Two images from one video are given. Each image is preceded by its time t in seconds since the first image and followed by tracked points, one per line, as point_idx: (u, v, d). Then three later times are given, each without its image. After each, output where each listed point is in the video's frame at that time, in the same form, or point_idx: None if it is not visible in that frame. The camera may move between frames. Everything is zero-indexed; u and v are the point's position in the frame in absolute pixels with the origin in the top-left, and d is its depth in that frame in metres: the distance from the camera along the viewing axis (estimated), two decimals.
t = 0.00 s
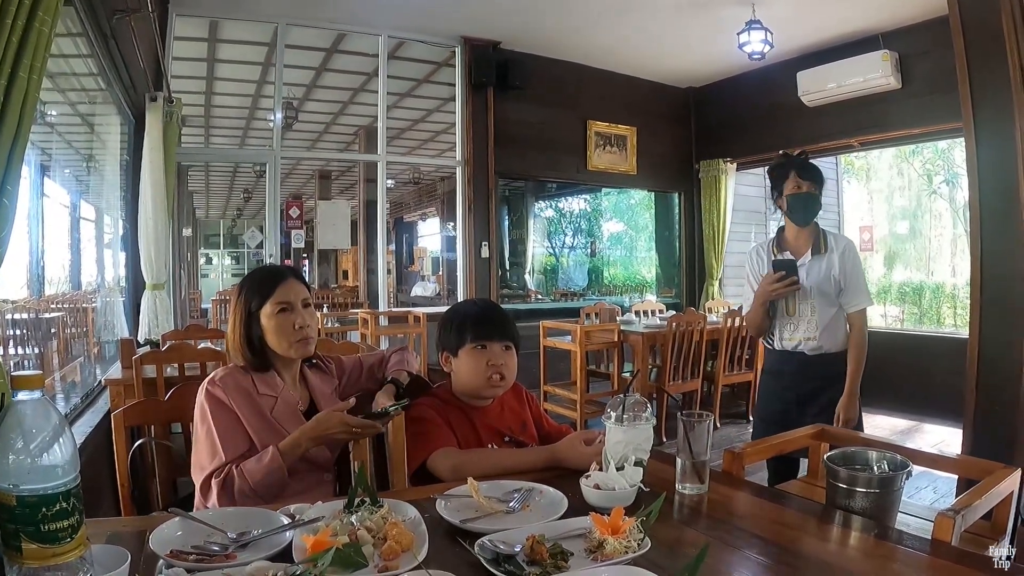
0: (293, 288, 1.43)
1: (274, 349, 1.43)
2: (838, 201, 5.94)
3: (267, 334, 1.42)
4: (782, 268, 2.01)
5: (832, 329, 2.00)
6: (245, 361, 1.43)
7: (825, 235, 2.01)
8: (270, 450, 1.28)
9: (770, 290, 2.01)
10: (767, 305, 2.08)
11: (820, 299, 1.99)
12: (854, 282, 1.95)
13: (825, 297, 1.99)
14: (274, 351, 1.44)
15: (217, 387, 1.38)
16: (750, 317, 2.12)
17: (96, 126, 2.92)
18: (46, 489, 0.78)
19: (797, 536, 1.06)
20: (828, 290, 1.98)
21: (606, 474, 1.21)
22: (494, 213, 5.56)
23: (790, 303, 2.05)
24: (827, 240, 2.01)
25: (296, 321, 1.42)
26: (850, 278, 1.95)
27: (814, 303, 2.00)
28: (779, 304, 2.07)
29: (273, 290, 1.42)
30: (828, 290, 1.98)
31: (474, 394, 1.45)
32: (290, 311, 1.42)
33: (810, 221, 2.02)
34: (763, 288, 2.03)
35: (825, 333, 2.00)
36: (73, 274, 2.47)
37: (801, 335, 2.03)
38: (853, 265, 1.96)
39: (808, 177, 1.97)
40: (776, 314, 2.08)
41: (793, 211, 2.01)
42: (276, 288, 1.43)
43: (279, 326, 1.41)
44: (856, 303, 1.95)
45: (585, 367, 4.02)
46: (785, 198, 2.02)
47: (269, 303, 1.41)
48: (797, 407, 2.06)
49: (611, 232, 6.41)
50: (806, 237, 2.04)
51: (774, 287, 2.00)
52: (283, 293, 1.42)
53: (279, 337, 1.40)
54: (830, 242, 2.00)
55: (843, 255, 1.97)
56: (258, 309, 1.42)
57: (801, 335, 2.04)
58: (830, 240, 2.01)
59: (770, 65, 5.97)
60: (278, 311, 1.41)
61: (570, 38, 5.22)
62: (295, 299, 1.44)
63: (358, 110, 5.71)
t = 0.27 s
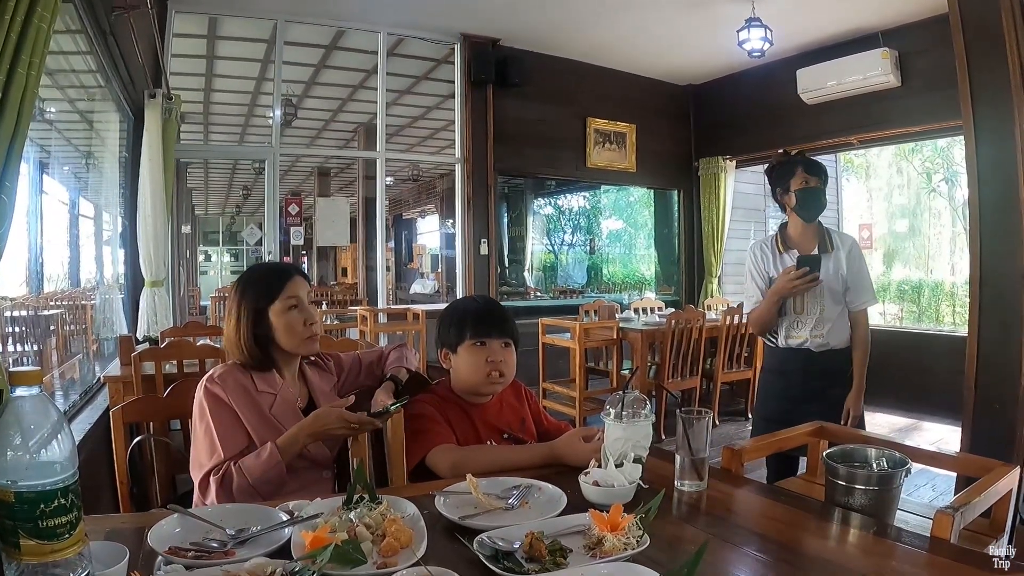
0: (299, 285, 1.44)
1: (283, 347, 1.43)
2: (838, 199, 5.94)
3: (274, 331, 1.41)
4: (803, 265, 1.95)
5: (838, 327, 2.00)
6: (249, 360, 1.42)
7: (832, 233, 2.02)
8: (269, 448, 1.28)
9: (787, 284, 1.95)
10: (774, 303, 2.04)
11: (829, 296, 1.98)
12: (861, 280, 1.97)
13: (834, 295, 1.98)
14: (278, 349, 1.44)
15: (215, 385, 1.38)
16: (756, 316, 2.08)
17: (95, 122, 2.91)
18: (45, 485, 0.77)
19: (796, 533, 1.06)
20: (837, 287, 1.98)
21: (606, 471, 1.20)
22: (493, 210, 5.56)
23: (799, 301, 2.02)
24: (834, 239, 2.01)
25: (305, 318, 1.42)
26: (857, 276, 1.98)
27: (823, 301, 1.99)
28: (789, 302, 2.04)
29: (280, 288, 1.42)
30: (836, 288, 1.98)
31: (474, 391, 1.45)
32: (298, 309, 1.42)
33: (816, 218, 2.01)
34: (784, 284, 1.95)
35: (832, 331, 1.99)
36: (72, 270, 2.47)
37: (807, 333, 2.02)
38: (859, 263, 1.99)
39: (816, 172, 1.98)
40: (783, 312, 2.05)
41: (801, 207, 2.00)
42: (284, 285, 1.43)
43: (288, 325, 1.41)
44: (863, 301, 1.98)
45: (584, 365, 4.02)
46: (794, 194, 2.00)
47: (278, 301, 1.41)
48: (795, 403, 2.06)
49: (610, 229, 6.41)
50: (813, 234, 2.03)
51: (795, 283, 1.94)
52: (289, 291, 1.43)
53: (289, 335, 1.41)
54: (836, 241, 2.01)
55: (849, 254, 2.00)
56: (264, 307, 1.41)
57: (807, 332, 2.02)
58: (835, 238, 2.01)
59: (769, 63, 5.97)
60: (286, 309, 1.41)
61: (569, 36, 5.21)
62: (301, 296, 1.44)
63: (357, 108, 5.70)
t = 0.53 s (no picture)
0: (301, 284, 1.45)
1: (288, 345, 1.44)
2: (836, 197, 5.94)
3: (279, 331, 1.42)
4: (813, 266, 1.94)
5: (838, 326, 2.00)
6: (252, 361, 1.41)
7: (833, 232, 2.02)
8: (266, 449, 1.28)
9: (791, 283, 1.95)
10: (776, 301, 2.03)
11: (830, 295, 1.98)
12: (861, 280, 1.98)
13: (834, 294, 1.99)
14: (280, 348, 1.45)
15: (212, 386, 1.38)
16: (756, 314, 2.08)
17: (92, 122, 2.91)
18: (41, 486, 0.77)
19: (794, 531, 1.06)
20: (838, 286, 1.98)
21: (603, 470, 1.20)
22: (491, 210, 5.56)
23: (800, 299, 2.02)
24: (835, 238, 2.01)
25: (309, 316, 1.45)
26: (857, 275, 1.98)
27: (824, 300, 1.99)
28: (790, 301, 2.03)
29: (282, 287, 1.43)
30: (837, 287, 1.98)
31: (472, 391, 1.45)
32: (302, 308, 1.44)
33: (817, 218, 2.02)
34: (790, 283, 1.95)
35: (832, 329, 1.99)
36: (69, 271, 2.47)
37: (806, 332, 2.02)
38: (859, 263, 1.99)
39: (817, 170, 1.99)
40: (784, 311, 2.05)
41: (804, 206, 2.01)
42: (286, 285, 1.44)
43: (294, 324, 1.42)
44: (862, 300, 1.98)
45: (582, 363, 4.02)
46: (795, 194, 2.00)
47: (282, 301, 1.42)
48: (792, 401, 2.06)
49: (608, 228, 6.41)
50: (815, 233, 2.03)
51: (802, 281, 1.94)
52: (292, 290, 1.44)
53: (296, 334, 1.42)
54: (837, 240, 2.01)
55: (850, 252, 1.99)
56: (269, 309, 1.41)
57: (807, 331, 2.02)
58: (836, 237, 2.01)
59: (767, 62, 5.97)
60: (291, 309, 1.42)
61: (567, 35, 5.21)
62: (302, 295, 1.45)
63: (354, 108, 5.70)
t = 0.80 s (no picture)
0: (294, 285, 1.44)
1: (283, 347, 1.43)
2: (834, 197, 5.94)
3: (271, 333, 1.42)
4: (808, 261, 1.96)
5: (837, 326, 2.00)
6: (244, 361, 1.42)
7: (833, 232, 2.01)
8: (263, 448, 1.28)
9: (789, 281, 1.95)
10: (775, 300, 2.03)
11: (829, 295, 1.98)
12: (860, 280, 1.98)
13: (834, 294, 1.98)
14: (274, 349, 1.45)
15: (208, 385, 1.38)
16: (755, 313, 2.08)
17: (89, 123, 2.90)
18: (36, 486, 0.77)
19: (790, 532, 1.06)
20: (838, 287, 1.98)
21: (599, 470, 1.20)
22: (488, 209, 5.56)
23: (799, 299, 2.02)
24: (835, 238, 2.01)
25: (302, 318, 1.43)
26: (857, 276, 1.98)
27: (823, 299, 1.99)
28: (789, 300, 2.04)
29: (275, 288, 1.42)
30: (837, 287, 1.98)
31: (469, 390, 1.45)
32: (294, 309, 1.43)
33: (818, 219, 2.00)
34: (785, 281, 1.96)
35: (831, 329, 1.99)
36: (66, 271, 2.46)
37: (805, 331, 2.01)
38: (859, 263, 1.99)
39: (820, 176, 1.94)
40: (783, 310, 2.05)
41: (804, 208, 1.98)
42: (278, 286, 1.43)
43: (285, 326, 1.41)
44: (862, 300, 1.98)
45: (579, 363, 4.03)
46: (794, 197, 1.98)
47: (275, 301, 1.41)
48: (789, 400, 2.07)
49: (605, 228, 6.41)
50: (815, 233, 2.02)
51: (798, 279, 1.95)
52: (285, 291, 1.42)
53: (288, 337, 1.41)
54: (837, 240, 2.01)
55: (849, 253, 2.00)
56: (261, 310, 1.41)
57: (806, 330, 2.01)
58: (836, 237, 2.01)
59: (765, 61, 5.97)
60: (283, 310, 1.41)
61: (565, 34, 5.21)
62: (296, 296, 1.44)
63: (352, 107, 5.69)
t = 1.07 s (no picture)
0: (288, 284, 1.43)
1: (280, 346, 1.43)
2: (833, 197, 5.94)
3: (263, 332, 1.41)
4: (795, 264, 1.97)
5: (838, 325, 2.00)
6: (240, 362, 1.42)
7: (835, 233, 1.99)
8: (262, 449, 1.28)
9: (782, 283, 1.97)
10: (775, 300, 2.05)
11: (830, 295, 1.98)
12: (863, 281, 1.96)
13: (834, 295, 1.98)
14: (268, 349, 1.44)
15: (207, 386, 1.38)
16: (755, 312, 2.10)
17: (88, 124, 2.90)
18: (36, 488, 0.76)
19: (789, 532, 1.06)
20: (837, 287, 1.97)
21: (598, 470, 1.20)
22: (487, 209, 5.56)
23: (798, 299, 2.03)
24: (837, 239, 2.00)
25: (293, 318, 1.42)
26: (858, 276, 1.96)
27: (822, 299, 1.99)
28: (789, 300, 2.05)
29: (269, 287, 1.42)
30: (836, 288, 1.97)
31: (468, 391, 1.45)
32: (287, 309, 1.42)
33: (820, 223, 1.99)
34: (779, 283, 1.98)
35: (831, 329, 1.99)
36: (65, 271, 2.46)
37: (804, 331, 2.02)
38: (862, 263, 1.97)
39: (816, 187, 1.90)
40: (783, 310, 2.07)
41: (800, 213, 1.97)
42: (272, 286, 1.42)
43: (276, 325, 1.40)
44: (864, 301, 1.96)
45: (578, 364, 4.03)
46: (790, 204, 1.97)
47: (270, 301, 1.41)
48: (789, 399, 2.07)
49: (605, 228, 6.41)
50: (816, 235, 2.01)
51: (791, 282, 1.96)
52: (279, 291, 1.42)
53: (279, 335, 1.40)
54: (839, 240, 2.00)
55: (852, 253, 1.98)
56: (253, 309, 1.41)
57: (806, 330, 2.03)
58: (839, 238, 1.99)
59: (764, 62, 5.98)
60: (277, 309, 1.40)
61: (564, 34, 5.21)
62: (289, 296, 1.43)
63: (351, 107, 5.69)
